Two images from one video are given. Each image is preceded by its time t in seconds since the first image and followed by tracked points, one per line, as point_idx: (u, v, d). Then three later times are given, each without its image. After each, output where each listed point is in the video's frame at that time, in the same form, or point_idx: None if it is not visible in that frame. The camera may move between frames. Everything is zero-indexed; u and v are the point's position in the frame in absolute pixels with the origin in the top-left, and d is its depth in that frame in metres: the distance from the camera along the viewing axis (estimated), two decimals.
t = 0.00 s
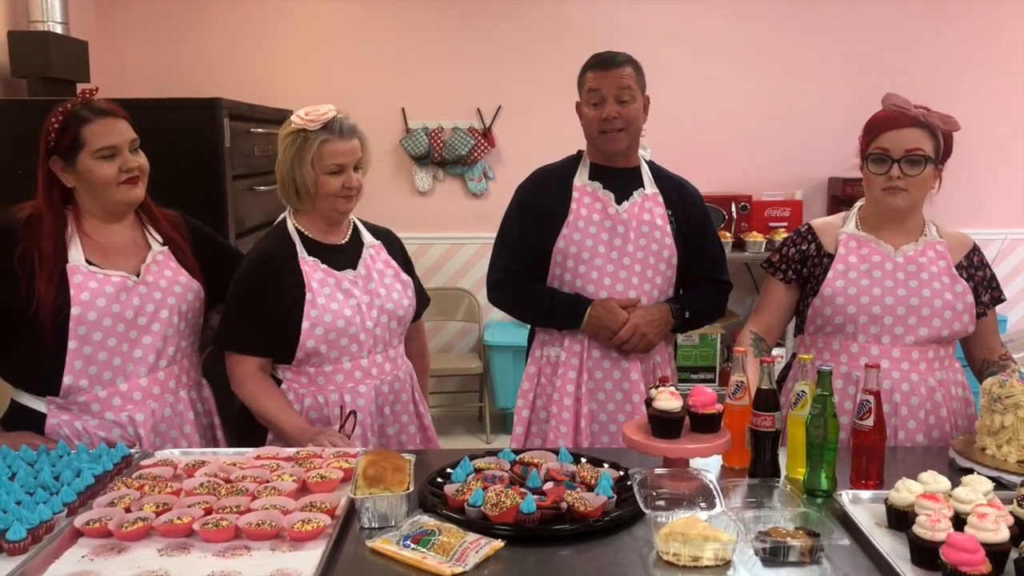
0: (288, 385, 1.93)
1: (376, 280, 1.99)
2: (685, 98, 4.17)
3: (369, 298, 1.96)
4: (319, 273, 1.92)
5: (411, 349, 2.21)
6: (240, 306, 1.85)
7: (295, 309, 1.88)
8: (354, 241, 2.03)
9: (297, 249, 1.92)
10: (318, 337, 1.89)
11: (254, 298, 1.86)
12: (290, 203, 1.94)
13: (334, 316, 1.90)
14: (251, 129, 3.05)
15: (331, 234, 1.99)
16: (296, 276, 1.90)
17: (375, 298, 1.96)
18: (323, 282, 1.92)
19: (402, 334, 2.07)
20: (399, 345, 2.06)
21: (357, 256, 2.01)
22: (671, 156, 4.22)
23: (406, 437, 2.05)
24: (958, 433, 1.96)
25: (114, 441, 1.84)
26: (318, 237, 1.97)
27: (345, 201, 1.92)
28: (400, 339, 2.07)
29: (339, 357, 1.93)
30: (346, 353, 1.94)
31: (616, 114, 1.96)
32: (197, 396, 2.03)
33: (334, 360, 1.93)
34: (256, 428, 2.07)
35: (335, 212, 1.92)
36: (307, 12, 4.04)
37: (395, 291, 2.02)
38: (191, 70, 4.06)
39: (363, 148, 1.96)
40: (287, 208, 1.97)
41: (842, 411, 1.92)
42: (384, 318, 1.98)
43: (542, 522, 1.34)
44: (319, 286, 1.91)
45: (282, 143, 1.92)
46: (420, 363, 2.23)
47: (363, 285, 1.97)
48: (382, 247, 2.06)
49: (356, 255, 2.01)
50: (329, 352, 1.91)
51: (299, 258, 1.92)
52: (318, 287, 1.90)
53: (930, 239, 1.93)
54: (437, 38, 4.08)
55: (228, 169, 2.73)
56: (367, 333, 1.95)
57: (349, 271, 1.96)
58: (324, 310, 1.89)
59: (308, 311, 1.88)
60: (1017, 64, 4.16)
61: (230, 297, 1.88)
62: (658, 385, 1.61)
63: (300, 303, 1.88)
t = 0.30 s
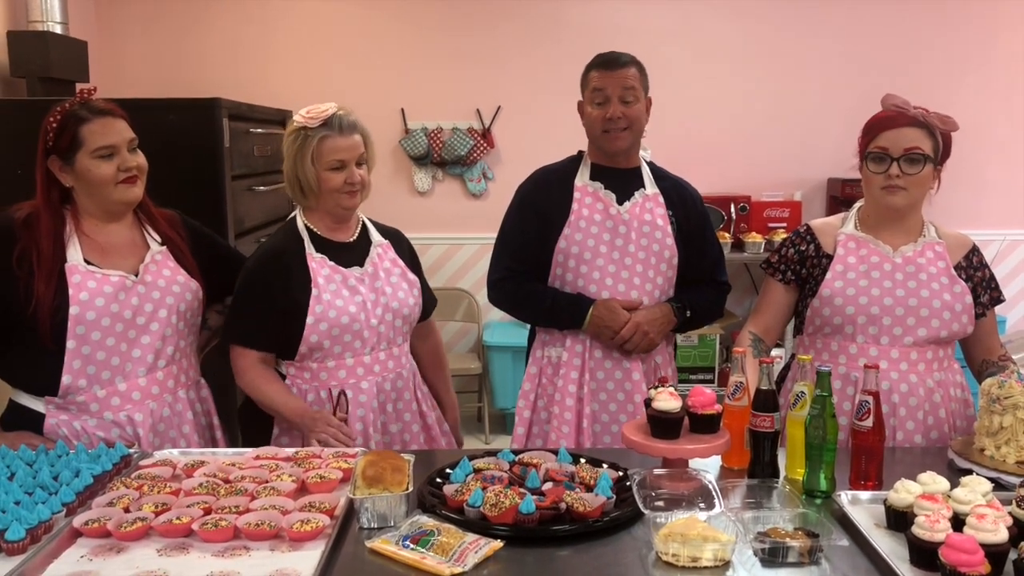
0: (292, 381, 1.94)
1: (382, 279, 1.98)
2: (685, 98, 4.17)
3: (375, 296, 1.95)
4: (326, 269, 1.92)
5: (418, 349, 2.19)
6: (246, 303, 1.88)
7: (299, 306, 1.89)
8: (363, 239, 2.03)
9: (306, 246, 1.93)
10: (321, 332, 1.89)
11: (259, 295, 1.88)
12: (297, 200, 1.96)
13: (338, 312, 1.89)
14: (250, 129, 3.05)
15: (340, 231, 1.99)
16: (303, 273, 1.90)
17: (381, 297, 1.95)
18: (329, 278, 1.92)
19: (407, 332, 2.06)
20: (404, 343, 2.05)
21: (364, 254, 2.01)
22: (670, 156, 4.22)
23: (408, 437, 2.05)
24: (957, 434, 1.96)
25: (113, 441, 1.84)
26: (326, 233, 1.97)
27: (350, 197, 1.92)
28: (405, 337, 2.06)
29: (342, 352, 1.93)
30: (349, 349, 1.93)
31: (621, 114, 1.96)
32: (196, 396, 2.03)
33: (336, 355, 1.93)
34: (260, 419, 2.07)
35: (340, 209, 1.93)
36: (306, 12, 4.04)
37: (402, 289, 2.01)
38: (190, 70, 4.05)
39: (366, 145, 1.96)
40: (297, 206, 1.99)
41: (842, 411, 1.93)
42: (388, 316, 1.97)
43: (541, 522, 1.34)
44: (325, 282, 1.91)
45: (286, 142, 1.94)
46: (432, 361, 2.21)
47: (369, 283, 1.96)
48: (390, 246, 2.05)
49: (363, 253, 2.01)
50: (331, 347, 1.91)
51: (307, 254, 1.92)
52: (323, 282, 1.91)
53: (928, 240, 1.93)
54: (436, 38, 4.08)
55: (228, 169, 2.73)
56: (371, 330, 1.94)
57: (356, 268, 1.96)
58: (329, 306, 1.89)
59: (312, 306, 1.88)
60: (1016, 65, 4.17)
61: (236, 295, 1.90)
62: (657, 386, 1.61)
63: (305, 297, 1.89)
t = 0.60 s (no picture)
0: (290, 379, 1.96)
1: (380, 280, 1.97)
2: (685, 100, 4.17)
3: (372, 297, 1.95)
4: (327, 269, 1.92)
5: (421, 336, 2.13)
6: (253, 303, 1.88)
7: (300, 304, 1.89)
8: (364, 240, 2.02)
9: (308, 245, 1.93)
10: (318, 330, 1.90)
11: (264, 294, 1.88)
12: (300, 201, 1.96)
13: (336, 312, 1.90)
14: (250, 130, 3.05)
15: (341, 232, 1.99)
16: (305, 272, 1.91)
17: (378, 298, 1.95)
18: (329, 278, 1.92)
19: (405, 333, 2.05)
20: (401, 343, 2.05)
21: (364, 255, 2.00)
22: (670, 158, 4.22)
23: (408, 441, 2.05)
24: (957, 436, 1.96)
25: (112, 443, 1.84)
26: (328, 234, 1.97)
27: (352, 199, 1.92)
28: (403, 338, 2.05)
29: (338, 351, 1.94)
30: (346, 348, 1.94)
31: (625, 113, 1.96)
32: (195, 397, 2.03)
33: (333, 354, 1.93)
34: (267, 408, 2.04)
35: (343, 210, 1.92)
36: (306, 13, 4.04)
37: (399, 290, 2.00)
38: (190, 71, 4.05)
39: (369, 146, 1.96)
40: (299, 208, 1.99)
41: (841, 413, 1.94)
42: (385, 317, 1.97)
43: (541, 524, 1.34)
44: (324, 282, 1.91)
45: (289, 144, 1.94)
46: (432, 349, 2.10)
47: (367, 284, 1.95)
48: (391, 247, 2.04)
49: (364, 254, 2.00)
50: (328, 345, 1.92)
51: (308, 253, 1.92)
52: (323, 281, 1.91)
53: (928, 241, 1.94)
54: (436, 39, 4.08)
55: (228, 170, 2.74)
56: (368, 331, 1.95)
57: (355, 269, 1.95)
58: (328, 305, 1.89)
59: (311, 304, 1.88)
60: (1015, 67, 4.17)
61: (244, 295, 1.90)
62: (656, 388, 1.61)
63: (306, 294, 1.89)
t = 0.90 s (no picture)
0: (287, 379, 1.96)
1: (377, 281, 1.96)
2: (685, 101, 4.18)
3: (368, 298, 1.95)
4: (325, 270, 1.92)
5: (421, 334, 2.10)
6: (258, 302, 1.89)
7: (299, 304, 1.90)
8: (363, 241, 2.01)
9: (308, 246, 1.94)
10: (314, 330, 1.91)
11: (266, 294, 1.89)
12: (308, 205, 1.93)
13: (333, 313, 1.90)
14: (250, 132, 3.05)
15: (343, 231, 1.99)
16: (303, 272, 1.91)
17: (374, 300, 1.95)
18: (327, 279, 1.92)
19: (402, 334, 2.04)
20: (399, 346, 2.04)
21: (362, 256, 1.99)
22: (670, 159, 4.23)
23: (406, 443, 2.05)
24: (957, 439, 1.96)
25: (112, 444, 1.84)
26: (330, 234, 1.97)
27: (364, 190, 1.93)
28: (401, 340, 2.05)
29: (335, 352, 1.94)
30: (342, 350, 1.94)
31: (625, 114, 1.96)
32: (195, 399, 2.03)
33: (329, 355, 1.94)
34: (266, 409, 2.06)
35: (355, 203, 1.93)
36: (306, 14, 4.04)
37: (396, 291, 1.99)
38: (190, 71, 4.05)
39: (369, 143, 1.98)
40: (303, 212, 1.96)
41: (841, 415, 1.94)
42: (381, 318, 1.96)
43: (541, 526, 1.34)
44: (322, 282, 1.91)
45: (289, 149, 1.93)
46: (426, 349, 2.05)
47: (364, 285, 1.95)
48: (389, 247, 2.03)
49: (362, 255, 1.99)
50: (324, 346, 1.93)
51: (307, 254, 1.93)
52: (321, 282, 1.91)
53: (928, 243, 1.94)
54: (436, 41, 4.08)
55: (228, 171, 2.74)
56: (365, 333, 1.95)
57: (353, 270, 1.95)
58: (324, 305, 1.89)
59: (307, 305, 1.89)
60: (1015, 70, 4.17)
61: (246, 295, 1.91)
62: (656, 389, 1.61)
63: (305, 294, 1.90)
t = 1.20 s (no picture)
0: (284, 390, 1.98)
1: (379, 282, 1.96)
2: (685, 102, 4.18)
3: (370, 299, 1.95)
4: (326, 270, 1.92)
5: (422, 337, 2.10)
6: (256, 303, 1.89)
7: (299, 305, 1.90)
8: (365, 241, 2.01)
9: (308, 246, 1.94)
10: (314, 331, 1.91)
11: (264, 295, 1.89)
12: (311, 206, 1.92)
13: (333, 313, 1.90)
14: (250, 132, 3.04)
15: (344, 232, 1.99)
16: (303, 272, 1.91)
17: (376, 300, 1.95)
18: (328, 279, 1.92)
19: (404, 335, 2.04)
20: (400, 347, 2.04)
21: (365, 256, 1.99)
22: (670, 160, 4.23)
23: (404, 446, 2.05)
24: (956, 440, 1.96)
25: (111, 445, 1.84)
26: (331, 235, 1.97)
27: (366, 192, 1.93)
28: (401, 341, 2.04)
29: (335, 353, 1.93)
30: (342, 350, 1.94)
31: (625, 115, 1.96)
32: (195, 399, 2.03)
33: (329, 356, 1.93)
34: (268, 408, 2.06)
35: (358, 205, 1.93)
36: (307, 15, 4.04)
37: (398, 292, 1.99)
38: (190, 72, 4.05)
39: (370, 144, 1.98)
40: (305, 212, 1.95)
41: (840, 417, 1.94)
42: (382, 319, 1.96)
43: (541, 527, 1.33)
44: (322, 283, 1.91)
45: (291, 149, 1.93)
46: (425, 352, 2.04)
47: (366, 286, 1.95)
48: (392, 248, 2.03)
49: (364, 255, 1.99)
50: (324, 346, 1.93)
51: (307, 255, 1.92)
52: (321, 282, 1.91)
53: (928, 244, 1.93)
54: (436, 41, 4.08)
55: (228, 172, 2.73)
56: (365, 333, 1.95)
57: (354, 270, 1.95)
58: (324, 306, 1.89)
59: (307, 306, 1.89)
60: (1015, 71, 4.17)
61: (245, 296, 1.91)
62: (656, 391, 1.61)
63: (304, 294, 1.90)
